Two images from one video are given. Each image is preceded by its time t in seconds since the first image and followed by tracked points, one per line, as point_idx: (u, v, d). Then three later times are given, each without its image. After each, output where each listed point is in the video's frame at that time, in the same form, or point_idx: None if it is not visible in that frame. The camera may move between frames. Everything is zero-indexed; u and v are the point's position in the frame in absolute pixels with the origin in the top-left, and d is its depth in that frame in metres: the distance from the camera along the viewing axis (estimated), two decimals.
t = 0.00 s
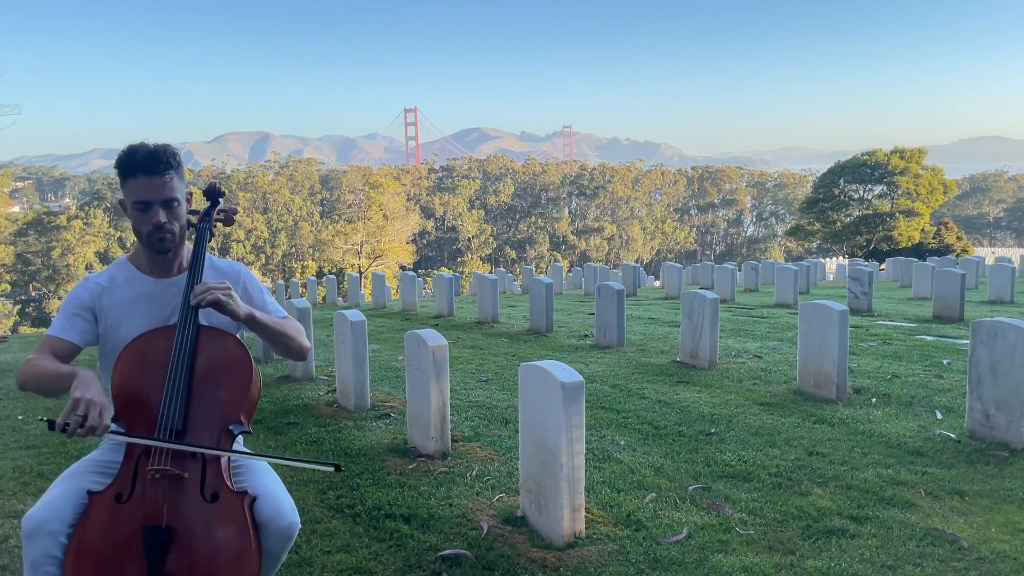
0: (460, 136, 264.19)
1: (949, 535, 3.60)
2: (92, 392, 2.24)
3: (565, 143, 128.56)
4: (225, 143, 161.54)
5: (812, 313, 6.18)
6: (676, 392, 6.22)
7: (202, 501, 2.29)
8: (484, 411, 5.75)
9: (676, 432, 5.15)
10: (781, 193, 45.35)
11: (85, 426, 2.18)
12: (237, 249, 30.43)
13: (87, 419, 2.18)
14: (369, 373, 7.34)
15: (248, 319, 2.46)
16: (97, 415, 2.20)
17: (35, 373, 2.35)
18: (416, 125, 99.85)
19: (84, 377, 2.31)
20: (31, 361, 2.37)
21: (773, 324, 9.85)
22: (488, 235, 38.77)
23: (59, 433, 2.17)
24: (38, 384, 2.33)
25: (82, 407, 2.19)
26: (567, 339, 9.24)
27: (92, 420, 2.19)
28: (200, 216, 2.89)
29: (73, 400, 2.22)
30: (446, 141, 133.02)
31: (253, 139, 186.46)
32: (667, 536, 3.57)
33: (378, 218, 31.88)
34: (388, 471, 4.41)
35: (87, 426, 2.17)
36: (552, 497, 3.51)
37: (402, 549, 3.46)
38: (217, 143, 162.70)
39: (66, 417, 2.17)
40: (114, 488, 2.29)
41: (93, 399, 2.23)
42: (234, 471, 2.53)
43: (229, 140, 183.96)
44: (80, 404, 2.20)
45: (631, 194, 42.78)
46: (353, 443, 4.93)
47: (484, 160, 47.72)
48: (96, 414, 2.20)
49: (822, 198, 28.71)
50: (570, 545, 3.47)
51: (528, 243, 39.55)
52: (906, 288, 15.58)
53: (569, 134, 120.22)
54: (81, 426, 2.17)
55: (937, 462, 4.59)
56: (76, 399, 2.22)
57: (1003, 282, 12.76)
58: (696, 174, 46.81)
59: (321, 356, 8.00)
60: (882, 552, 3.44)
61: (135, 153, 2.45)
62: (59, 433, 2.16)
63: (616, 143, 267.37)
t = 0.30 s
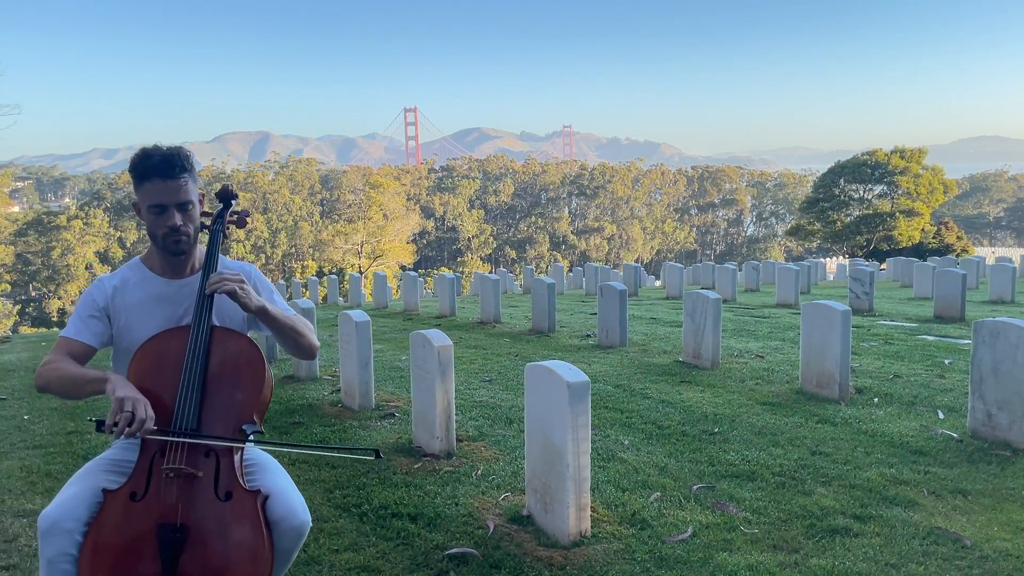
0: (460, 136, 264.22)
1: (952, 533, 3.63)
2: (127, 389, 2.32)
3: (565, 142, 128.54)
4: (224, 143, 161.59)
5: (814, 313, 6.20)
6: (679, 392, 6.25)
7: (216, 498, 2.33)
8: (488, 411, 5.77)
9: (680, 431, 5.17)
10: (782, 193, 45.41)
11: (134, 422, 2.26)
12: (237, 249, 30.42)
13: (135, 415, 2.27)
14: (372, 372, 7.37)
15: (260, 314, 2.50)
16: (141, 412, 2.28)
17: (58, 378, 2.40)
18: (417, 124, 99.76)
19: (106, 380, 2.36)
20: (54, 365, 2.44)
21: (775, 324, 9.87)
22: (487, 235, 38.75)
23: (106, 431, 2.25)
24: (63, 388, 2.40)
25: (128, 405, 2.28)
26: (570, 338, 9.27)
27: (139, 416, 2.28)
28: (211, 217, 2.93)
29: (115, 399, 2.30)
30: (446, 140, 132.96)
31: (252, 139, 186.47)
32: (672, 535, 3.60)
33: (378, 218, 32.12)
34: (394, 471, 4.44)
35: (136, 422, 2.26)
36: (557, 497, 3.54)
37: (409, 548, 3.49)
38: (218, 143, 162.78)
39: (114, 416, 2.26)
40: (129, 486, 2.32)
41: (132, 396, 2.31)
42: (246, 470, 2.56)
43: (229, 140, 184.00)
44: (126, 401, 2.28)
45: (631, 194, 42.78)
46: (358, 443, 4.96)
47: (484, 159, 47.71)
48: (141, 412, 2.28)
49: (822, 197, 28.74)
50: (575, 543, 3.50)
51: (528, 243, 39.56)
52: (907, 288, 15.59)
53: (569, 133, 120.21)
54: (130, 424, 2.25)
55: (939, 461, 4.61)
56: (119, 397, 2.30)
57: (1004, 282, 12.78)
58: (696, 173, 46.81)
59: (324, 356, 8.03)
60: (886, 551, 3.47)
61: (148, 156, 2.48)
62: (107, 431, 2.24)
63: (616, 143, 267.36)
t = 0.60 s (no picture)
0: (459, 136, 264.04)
1: (953, 532, 3.65)
2: (122, 389, 2.32)
3: (565, 142, 128.57)
4: (224, 143, 161.57)
5: (816, 313, 6.22)
6: (681, 392, 6.27)
7: (225, 497, 2.36)
8: (490, 410, 5.79)
9: (681, 431, 5.19)
10: (782, 193, 45.46)
11: (125, 419, 2.25)
12: (237, 249, 30.40)
13: (128, 413, 2.27)
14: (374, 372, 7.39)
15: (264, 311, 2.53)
16: (134, 409, 2.28)
17: (61, 377, 2.43)
18: (417, 124, 99.65)
19: (100, 379, 2.37)
20: (56, 363, 2.46)
21: (776, 323, 9.89)
22: (488, 235, 38.73)
23: (100, 429, 2.24)
24: (65, 383, 2.40)
25: (120, 403, 2.27)
26: (571, 338, 9.29)
27: (132, 413, 2.27)
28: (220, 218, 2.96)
29: (108, 398, 2.30)
30: (445, 140, 132.97)
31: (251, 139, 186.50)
32: (675, 534, 3.62)
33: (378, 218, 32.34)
34: (397, 470, 4.46)
35: (128, 420, 2.24)
36: (561, 495, 3.56)
37: (414, 546, 3.51)
38: (218, 143, 162.62)
39: (106, 414, 2.25)
40: (139, 485, 2.35)
41: (123, 394, 2.31)
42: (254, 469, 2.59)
43: (227, 139, 184.00)
44: (119, 399, 2.28)
45: (631, 193, 42.81)
46: (362, 442, 4.99)
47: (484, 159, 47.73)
48: (135, 409, 2.28)
49: (822, 197, 28.77)
50: (579, 542, 3.53)
51: (528, 243, 39.57)
52: (908, 288, 15.61)
53: (569, 133, 120.21)
54: (122, 421, 2.23)
55: (940, 461, 4.64)
56: (111, 396, 2.29)
57: (1005, 281, 12.80)
58: (696, 173, 46.82)
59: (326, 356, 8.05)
60: (887, 549, 3.50)
61: (155, 158, 2.51)
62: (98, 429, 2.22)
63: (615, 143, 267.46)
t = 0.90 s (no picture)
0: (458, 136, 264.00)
1: (954, 529, 3.68)
2: (102, 384, 2.30)
3: (565, 142, 128.48)
4: (224, 142, 161.69)
5: (817, 313, 6.24)
6: (682, 390, 6.30)
7: (233, 494, 2.38)
8: (493, 409, 5.82)
9: (683, 429, 5.22)
10: (782, 193, 45.52)
11: (100, 415, 2.22)
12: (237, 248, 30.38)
13: (103, 409, 2.24)
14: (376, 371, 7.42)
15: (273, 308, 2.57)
16: (111, 404, 2.25)
17: (60, 372, 2.45)
18: (417, 123, 99.49)
19: (82, 375, 2.36)
20: (55, 357, 2.47)
21: (777, 323, 9.92)
22: (488, 235, 38.74)
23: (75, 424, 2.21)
24: (58, 376, 2.41)
25: (97, 398, 2.25)
26: (572, 337, 9.31)
27: (105, 408, 2.24)
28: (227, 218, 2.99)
29: (85, 393, 2.29)
30: (446, 140, 132.99)
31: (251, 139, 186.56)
32: (677, 531, 3.65)
33: (379, 217, 32.47)
34: (401, 468, 4.49)
35: (103, 415, 2.21)
36: (565, 493, 3.59)
37: (418, 543, 3.54)
38: (218, 143, 162.61)
39: (82, 408, 2.22)
40: (148, 481, 2.38)
41: (101, 389, 2.29)
42: (262, 464, 2.61)
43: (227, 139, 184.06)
44: (94, 394, 2.26)
45: (631, 193, 42.89)
46: (366, 441, 5.02)
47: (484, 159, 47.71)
48: (112, 404, 2.25)
49: (822, 197, 28.81)
50: (582, 539, 3.55)
51: (528, 242, 39.59)
52: (908, 288, 15.63)
53: (569, 133, 120.26)
54: (95, 415, 2.21)
55: (940, 459, 4.66)
56: (88, 391, 2.27)
57: (1005, 281, 12.82)
58: (696, 173, 46.85)
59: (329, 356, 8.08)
60: (889, 546, 3.52)
61: (162, 159, 2.53)
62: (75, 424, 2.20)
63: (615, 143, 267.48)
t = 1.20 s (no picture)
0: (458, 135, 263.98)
1: (956, 526, 3.71)
2: (77, 376, 2.31)
3: (565, 142, 128.51)
4: (223, 142, 161.72)
5: (818, 312, 6.27)
6: (684, 389, 6.33)
7: (244, 488, 2.41)
8: (496, 407, 5.85)
9: (685, 427, 5.24)
10: (782, 192, 45.55)
11: (76, 406, 2.22)
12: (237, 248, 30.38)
13: (78, 399, 2.24)
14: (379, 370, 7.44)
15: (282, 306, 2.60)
16: (86, 395, 2.25)
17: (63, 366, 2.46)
18: (417, 124, 99.59)
19: (63, 366, 2.36)
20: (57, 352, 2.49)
21: (778, 322, 9.95)
22: (488, 234, 38.74)
23: (49, 414, 2.20)
24: (55, 367, 2.41)
25: (72, 389, 2.25)
26: (574, 336, 9.34)
27: (82, 399, 2.24)
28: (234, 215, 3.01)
29: (61, 384, 2.29)
30: (445, 140, 132.97)
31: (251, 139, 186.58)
32: (681, 527, 3.67)
33: (379, 217, 32.53)
34: (405, 465, 4.51)
35: (78, 406, 2.22)
36: (569, 490, 3.61)
37: (424, 539, 3.57)
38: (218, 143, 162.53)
39: (56, 398, 2.22)
40: (159, 476, 2.40)
41: (77, 381, 2.29)
42: (271, 460, 2.64)
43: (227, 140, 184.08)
44: (68, 384, 2.26)
45: (631, 193, 42.95)
46: (370, 438, 5.04)
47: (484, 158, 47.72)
48: (87, 394, 2.26)
49: (822, 196, 28.83)
50: (587, 535, 3.57)
51: (528, 242, 39.61)
52: (908, 287, 15.66)
53: (569, 134, 120.32)
54: (70, 405, 2.21)
55: (942, 456, 4.69)
56: (65, 383, 2.28)
57: (1005, 280, 12.85)
58: (696, 173, 46.86)
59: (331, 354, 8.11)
60: (891, 543, 3.55)
61: (171, 158, 2.55)
62: (51, 414, 2.20)
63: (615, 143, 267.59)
